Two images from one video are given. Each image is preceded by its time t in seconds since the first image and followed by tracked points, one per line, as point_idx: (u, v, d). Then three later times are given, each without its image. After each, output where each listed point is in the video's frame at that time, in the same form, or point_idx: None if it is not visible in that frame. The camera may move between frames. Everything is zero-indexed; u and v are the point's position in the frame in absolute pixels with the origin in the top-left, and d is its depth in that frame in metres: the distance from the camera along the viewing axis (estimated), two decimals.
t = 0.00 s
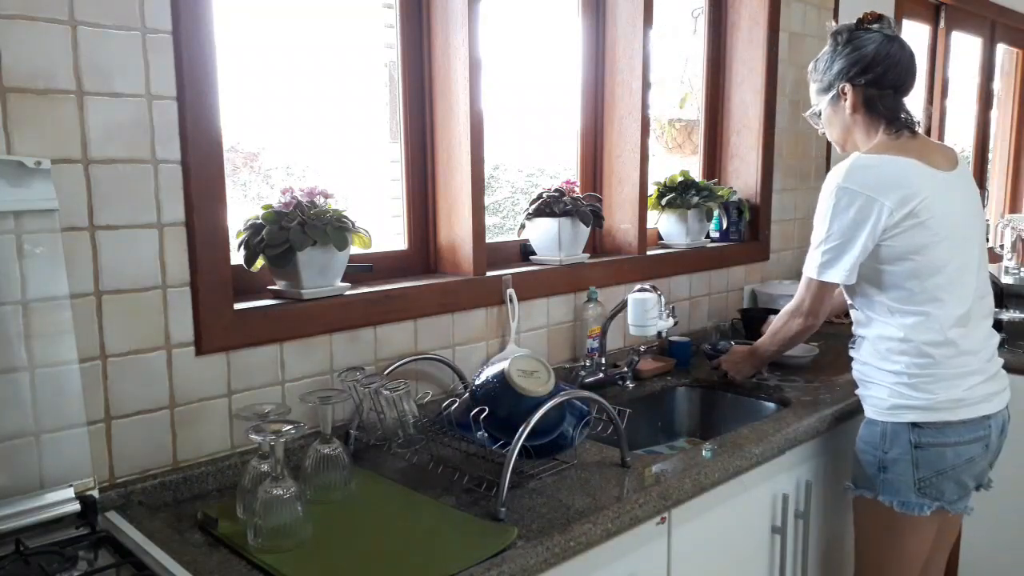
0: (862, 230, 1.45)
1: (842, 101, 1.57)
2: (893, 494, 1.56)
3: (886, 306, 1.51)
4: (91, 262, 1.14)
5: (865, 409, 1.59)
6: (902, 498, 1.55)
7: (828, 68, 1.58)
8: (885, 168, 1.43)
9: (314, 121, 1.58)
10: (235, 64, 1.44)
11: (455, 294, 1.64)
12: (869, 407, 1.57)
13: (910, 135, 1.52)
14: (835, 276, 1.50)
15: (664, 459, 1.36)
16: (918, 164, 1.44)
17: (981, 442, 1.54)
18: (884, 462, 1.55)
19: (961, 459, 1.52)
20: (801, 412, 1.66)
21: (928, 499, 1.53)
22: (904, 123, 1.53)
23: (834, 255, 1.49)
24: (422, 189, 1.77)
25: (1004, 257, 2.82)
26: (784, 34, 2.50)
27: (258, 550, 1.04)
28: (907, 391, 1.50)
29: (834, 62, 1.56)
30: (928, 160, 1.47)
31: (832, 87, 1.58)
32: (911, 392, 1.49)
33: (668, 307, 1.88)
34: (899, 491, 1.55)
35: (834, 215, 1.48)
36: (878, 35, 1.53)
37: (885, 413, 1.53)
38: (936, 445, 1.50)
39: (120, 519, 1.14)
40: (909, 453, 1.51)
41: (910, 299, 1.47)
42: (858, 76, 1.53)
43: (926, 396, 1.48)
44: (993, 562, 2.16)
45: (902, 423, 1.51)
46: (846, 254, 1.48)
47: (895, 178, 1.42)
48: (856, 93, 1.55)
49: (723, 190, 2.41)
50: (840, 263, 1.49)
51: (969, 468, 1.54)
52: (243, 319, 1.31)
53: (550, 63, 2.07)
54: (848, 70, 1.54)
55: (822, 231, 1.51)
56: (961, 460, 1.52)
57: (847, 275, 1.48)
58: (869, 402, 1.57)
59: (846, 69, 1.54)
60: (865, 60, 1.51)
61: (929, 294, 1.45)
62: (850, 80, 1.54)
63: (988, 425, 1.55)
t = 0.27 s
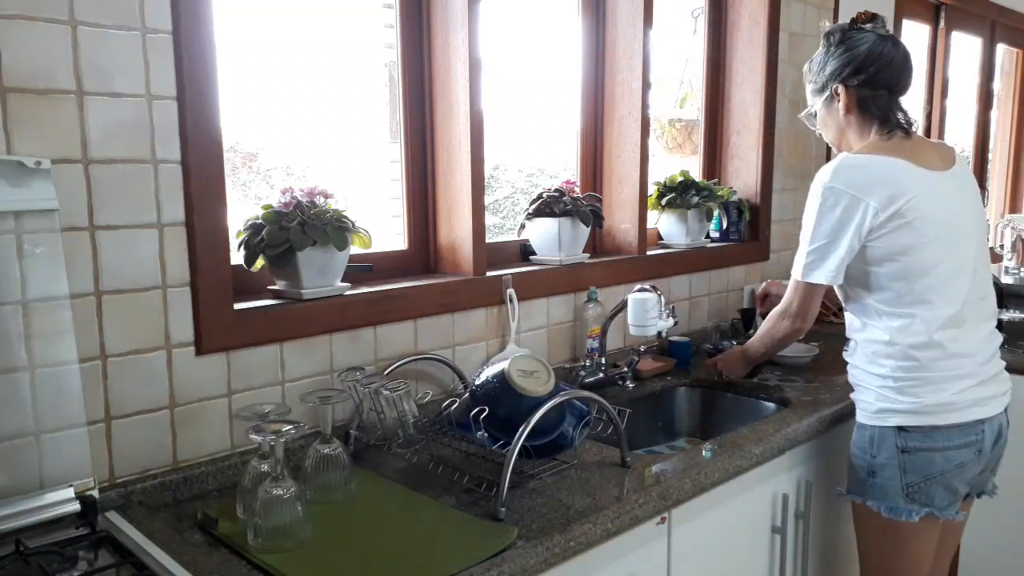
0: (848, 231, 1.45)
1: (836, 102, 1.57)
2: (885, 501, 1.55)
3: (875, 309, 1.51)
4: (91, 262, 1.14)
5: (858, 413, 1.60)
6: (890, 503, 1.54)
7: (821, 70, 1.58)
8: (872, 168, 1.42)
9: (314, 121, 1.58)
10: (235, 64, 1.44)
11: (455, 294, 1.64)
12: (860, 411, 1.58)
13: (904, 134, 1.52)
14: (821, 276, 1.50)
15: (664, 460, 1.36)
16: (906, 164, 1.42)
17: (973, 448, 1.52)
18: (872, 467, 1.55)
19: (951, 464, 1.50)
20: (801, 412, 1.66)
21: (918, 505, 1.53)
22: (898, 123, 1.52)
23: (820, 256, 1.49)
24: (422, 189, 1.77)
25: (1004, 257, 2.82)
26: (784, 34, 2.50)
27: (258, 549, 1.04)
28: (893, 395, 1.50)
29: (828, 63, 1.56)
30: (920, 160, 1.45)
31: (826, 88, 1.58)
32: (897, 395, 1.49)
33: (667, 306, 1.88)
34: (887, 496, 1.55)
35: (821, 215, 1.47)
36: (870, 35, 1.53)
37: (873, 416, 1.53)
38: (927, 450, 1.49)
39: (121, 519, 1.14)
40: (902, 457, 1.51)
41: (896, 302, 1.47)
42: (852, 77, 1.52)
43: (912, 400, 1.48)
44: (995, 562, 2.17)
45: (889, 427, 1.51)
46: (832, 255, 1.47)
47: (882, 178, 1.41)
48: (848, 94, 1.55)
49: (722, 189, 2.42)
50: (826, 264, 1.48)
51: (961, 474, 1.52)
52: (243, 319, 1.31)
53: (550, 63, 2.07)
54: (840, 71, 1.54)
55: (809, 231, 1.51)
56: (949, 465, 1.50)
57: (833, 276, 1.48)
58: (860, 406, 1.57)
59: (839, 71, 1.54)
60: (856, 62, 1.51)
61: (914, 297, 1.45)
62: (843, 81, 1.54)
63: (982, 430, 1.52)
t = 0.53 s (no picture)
0: (844, 228, 1.45)
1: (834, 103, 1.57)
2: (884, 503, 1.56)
3: (872, 309, 1.51)
4: (91, 262, 1.14)
5: (856, 414, 1.60)
6: (889, 506, 1.55)
7: (819, 70, 1.58)
8: (868, 165, 1.42)
9: (314, 121, 1.58)
10: (235, 64, 1.44)
11: (455, 294, 1.64)
12: (858, 413, 1.58)
13: (902, 135, 1.51)
14: (816, 274, 1.49)
15: (664, 459, 1.36)
16: (901, 163, 1.42)
17: (972, 449, 1.52)
18: (871, 468, 1.56)
19: (950, 466, 1.50)
20: (801, 412, 1.66)
21: (916, 507, 1.53)
22: (896, 124, 1.52)
23: (816, 254, 1.49)
24: (422, 189, 1.77)
25: (1004, 257, 2.82)
26: (784, 34, 2.50)
27: (258, 549, 1.04)
28: (891, 396, 1.50)
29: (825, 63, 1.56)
30: (916, 161, 1.45)
31: (825, 88, 1.58)
32: (896, 396, 1.49)
33: (667, 306, 1.88)
34: (885, 499, 1.55)
35: (818, 212, 1.47)
36: (868, 35, 1.52)
37: (871, 417, 1.54)
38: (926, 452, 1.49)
39: (121, 519, 1.14)
40: (901, 459, 1.51)
41: (893, 303, 1.47)
42: (850, 77, 1.52)
43: (911, 401, 1.48)
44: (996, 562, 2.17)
45: (888, 429, 1.51)
46: (828, 252, 1.47)
47: (879, 175, 1.41)
48: (846, 96, 1.54)
49: (722, 189, 2.42)
50: (822, 261, 1.48)
51: (960, 476, 1.52)
52: (243, 319, 1.31)
53: (550, 63, 2.07)
54: (837, 72, 1.54)
55: (806, 228, 1.50)
56: (948, 467, 1.50)
57: (828, 273, 1.47)
58: (858, 407, 1.58)
59: (836, 71, 1.53)
60: (853, 63, 1.51)
61: (912, 298, 1.45)
62: (840, 82, 1.54)
63: (981, 431, 1.52)
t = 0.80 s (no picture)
0: (832, 224, 1.46)
1: (836, 102, 1.57)
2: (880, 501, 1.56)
3: (869, 309, 1.51)
4: (91, 262, 1.14)
5: (852, 412, 1.60)
6: (883, 504, 1.55)
7: (820, 69, 1.58)
8: (870, 167, 1.42)
9: (314, 121, 1.58)
10: (235, 64, 1.44)
11: (455, 294, 1.64)
12: (854, 410, 1.58)
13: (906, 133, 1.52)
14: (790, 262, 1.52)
15: (664, 459, 1.36)
16: (901, 164, 1.42)
17: (968, 449, 1.52)
18: (866, 467, 1.56)
19: (945, 466, 1.50)
20: (801, 412, 1.66)
21: (910, 506, 1.53)
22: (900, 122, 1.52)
23: (797, 243, 1.51)
24: (422, 189, 1.77)
25: (1004, 257, 2.82)
26: (784, 34, 2.50)
27: (258, 549, 1.04)
28: (886, 396, 1.50)
29: (827, 62, 1.56)
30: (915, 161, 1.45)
31: (829, 87, 1.57)
32: (891, 396, 1.49)
33: (667, 307, 1.88)
34: (880, 497, 1.55)
35: (812, 203, 1.48)
36: (869, 33, 1.53)
37: (867, 416, 1.54)
38: (921, 451, 1.49)
39: (120, 519, 1.14)
40: (896, 458, 1.51)
41: (889, 304, 1.47)
42: (856, 75, 1.52)
43: (906, 401, 1.48)
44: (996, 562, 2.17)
45: (883, 428, 1.52)
46: (809, 244, 1.49)
47: (878, 178, 1.41)
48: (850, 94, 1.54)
49: (722, 189, 2.42)
50: (799, 253, 1.50)
51: (955, 476, 1.52)
52: (243, 319, 1.31)
53: (550, 63, 2.07)
54: (841, 70, 1.53)
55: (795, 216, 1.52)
56: (943, 467, 1.50)
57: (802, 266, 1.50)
58: (854, 405, 1.58)
59: (841, 68, 1.53)
60: (858, 61, 1.51)
61: (909, 300, 1.45)
62: (845, 79, 1.53)
63: (976, 431, 1.52)
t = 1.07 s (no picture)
0: (856, 231, 1.41)
1: (842, 101, 1.51)
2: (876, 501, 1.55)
3: (868, 310, 1.51)
4: (91, 262, 1.14)
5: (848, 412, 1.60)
6: (879, 504, 1.55)
7: (819, 70, 1.51)
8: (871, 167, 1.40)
9: (314, 121, 1.58)
10: (235, 64, 1.44)
11: (455, 294, 1.64)
12: (850, 410, 1.58)
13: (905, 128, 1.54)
14: (825, 277, 1.44)
15: (664, 460, 1.36)
16: (905, 164, 1.40)
17: (963, 449, 1.52)
18: (862, 467, 1.56)
19: (940, 466, 1.50)
20: (801, 412, 1.66)
21: (905, 505, 1.53)
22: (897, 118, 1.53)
23: (830, 257, 1.43)
24: (422, 189, 1.77)
25: (1004, 257, 2.82)
26: (784, 34, 2.50)
27: (257, 549, 1.04)
28: (883, 396, 1.50)
29: (827, 61, 1.50)
30: (921, 160, 1.43)
31: (838, 84, 1.50)
32: (887, 396, 1.50)
33: (667, 307, 1.88)
34: (876, 497, 1.55)
35: (829, 214, 1.42)
36: (862, 33, 1.51)
37: (863, 416, 1.54)
38: (917, 451, 1.49)
39: (120, 519, 1.14)
40: (892, 458, 1.51)
41: (888, 305, 1.47)
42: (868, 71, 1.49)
43: (902, 401, 1.48)
44: (995, 562, 2.17)
45: (879, 428, 1.52)
46: (840, 255, 1.42)
47: (882, 178, 1.39)
48: (859, 92, 1.50)
49: (722, 189, 2.41)
50: (835, 265, 1.43)
51: (951, 475, 1.52)
52: (243, 319, 1.31)
53: (550, 63, 2.07)
54: (848, 68, 1.49)
55: (816, 231, 1.44)
56: (939, 466, 1.50)
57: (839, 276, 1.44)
58: (851, 405, 1.58)
59: (849, 66, 1.49)
60: (862, 60, 1.49)
61: (907, 300, 1.44)
62: (855, 78, 1.49)
63: (972, 431, 1.52)
